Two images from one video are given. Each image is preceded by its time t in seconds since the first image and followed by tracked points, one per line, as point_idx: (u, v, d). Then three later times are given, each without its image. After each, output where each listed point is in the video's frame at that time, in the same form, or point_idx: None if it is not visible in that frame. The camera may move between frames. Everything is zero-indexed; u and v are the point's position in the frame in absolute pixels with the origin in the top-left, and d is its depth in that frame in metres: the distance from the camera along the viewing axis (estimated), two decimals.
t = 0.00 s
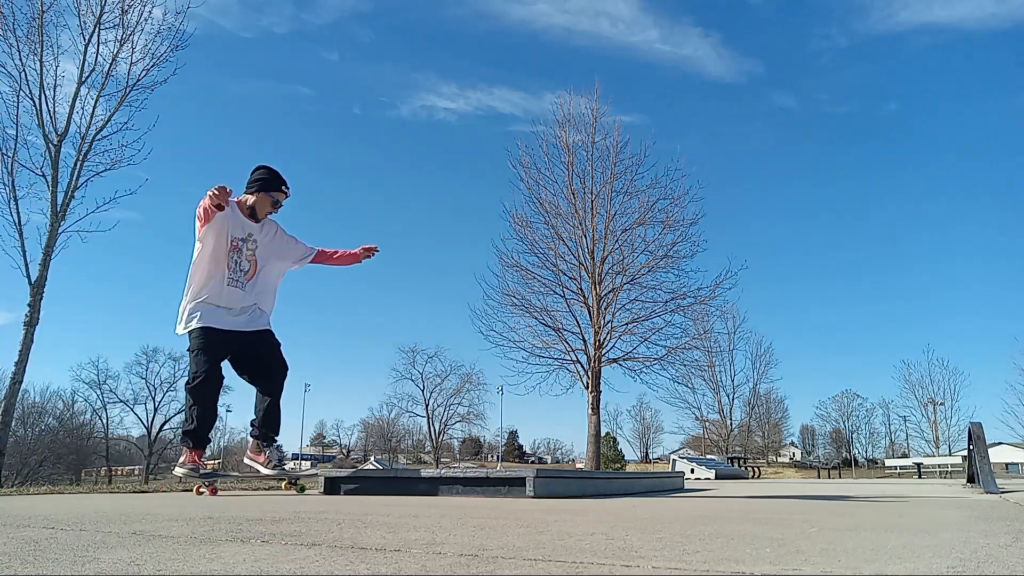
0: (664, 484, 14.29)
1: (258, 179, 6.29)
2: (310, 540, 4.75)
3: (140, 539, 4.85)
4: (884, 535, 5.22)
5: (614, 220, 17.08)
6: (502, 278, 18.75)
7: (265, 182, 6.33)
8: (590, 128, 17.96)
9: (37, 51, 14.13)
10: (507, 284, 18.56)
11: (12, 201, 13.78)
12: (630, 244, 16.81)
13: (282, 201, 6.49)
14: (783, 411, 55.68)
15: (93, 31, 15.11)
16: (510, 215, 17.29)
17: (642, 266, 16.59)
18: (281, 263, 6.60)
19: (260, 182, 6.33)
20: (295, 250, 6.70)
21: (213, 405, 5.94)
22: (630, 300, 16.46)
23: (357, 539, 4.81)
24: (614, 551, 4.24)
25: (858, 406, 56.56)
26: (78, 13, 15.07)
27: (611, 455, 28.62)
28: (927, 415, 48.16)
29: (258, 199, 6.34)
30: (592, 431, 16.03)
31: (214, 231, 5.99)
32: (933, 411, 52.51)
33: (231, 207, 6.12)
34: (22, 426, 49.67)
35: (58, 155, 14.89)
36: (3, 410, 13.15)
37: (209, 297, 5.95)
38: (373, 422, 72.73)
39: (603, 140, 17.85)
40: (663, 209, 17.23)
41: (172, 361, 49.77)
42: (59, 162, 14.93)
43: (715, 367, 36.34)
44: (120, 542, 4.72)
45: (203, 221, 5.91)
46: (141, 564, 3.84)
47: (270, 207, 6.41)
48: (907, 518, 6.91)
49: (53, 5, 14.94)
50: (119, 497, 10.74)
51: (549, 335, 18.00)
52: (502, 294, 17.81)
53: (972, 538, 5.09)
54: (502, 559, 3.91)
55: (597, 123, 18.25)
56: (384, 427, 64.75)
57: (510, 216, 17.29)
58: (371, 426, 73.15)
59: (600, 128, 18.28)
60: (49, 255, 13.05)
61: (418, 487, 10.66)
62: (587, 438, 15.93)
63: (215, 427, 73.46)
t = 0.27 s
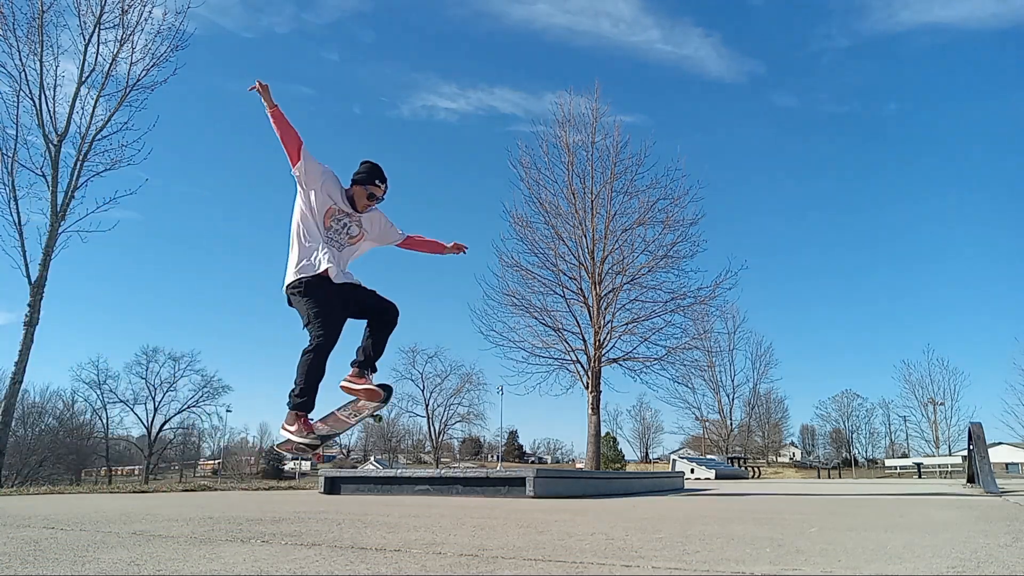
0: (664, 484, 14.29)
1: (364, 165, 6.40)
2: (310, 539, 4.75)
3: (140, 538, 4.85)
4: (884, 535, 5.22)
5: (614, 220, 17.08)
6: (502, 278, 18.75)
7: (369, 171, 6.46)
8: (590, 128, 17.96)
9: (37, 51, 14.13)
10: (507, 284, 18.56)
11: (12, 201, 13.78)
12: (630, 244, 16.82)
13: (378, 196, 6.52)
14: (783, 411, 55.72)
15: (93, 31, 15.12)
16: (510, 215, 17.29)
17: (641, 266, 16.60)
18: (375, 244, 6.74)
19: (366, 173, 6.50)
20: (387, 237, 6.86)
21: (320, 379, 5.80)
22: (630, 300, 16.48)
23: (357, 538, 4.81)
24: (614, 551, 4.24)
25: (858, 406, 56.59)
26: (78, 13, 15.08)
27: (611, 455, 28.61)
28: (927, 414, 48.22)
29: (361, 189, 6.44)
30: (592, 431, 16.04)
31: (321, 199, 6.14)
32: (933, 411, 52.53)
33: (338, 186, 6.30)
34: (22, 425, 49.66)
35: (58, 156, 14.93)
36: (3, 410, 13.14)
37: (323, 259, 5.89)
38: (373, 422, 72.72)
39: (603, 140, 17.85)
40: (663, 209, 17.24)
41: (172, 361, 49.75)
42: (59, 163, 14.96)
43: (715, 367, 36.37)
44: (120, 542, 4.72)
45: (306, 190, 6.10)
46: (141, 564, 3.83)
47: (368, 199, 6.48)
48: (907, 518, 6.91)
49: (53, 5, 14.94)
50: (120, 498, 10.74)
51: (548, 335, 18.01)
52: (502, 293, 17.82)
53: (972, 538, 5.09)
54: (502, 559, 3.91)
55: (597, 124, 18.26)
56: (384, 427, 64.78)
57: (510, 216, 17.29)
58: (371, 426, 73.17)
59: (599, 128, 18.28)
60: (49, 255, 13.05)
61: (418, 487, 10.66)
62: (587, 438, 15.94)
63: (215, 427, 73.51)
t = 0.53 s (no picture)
0: (664, 484, 14.29)
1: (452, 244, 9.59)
2: (310, 539, 4.75)
3: (141, 538, 4.85)
4: (884, 535, 5.22)
5: (614, 220, 17.08)
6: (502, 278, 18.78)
7: (456, 249, 9.67)
8: (590, 128, 17.96)
9: (37, 51, 14.13)
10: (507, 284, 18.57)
11: (12, 201, 13.78)
12: (630, 244, 16.81)
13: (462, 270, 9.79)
14: (783, 411, 55.74)
15: (93, 31, 15.10)
16: (510, 215, 17.29)
17: (642, 266, 16.61)
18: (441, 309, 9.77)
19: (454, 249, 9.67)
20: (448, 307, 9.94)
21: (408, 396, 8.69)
22: (631, 300, 16.48)
23: (357, 538, 4.80)
24: (614, 551, 4.24)
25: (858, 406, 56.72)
26: (79, 13, 15.06)
27: (611, 456, 28.61)
28: (927, 414, 48.23)
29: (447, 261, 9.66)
30: (592, 431, 16.04)
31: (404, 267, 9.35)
32: (934, 411, 52.49)
33: (423, 258, 9.63)
34: (21, 425, 49.77)
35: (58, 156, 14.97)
36: (3, 410, 13.15)
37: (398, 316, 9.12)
38: (373, 422, 72.73)
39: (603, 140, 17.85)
40: (663, 209, 17.26)
41: (172, 362, 49.78)
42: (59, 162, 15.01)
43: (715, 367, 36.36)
44: (120, 542, 4.72)
45: (396, 258, 9.28)
46: (142, 563, 3.83)
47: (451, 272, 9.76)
48: (907, 517, 6.92)
49: (54, 5, 14.92)
50: (119, 497, 10.74)
51: (548, 335, 18.02)
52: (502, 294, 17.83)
53: (972, 538, 5.09)
54: (502, 559, 3.91)
55: (597, 124, 18.26)
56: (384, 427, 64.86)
57: (510, 216, 17.29)
58: (371, 426, 73.23)
59: (599, 128, 18.29)
60: (49, 255, 13.06)
61: (418, 487, 10.65)
62: (587, 438, 15.94)
63: (215, 427, 73.63)
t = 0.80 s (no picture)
0: (664, 484, 14.29)
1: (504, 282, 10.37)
2: (310, 539, 4.75)
3: (141, 538, 4.85)
4: (884, 535, 5.22)
5: (614, 220, 17.08)
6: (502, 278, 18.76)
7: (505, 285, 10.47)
8: (590, 128, 17.97)
9: (37, 51, 14.14)
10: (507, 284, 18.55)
11: (12, 201, 13.77)
12: (630, 244, 16.81)
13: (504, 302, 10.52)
14: (783, 411, 55.77)
15: (94, 31, 15.10)
16: (510, 215, 17.29)
17: (642, 266, 16.60)
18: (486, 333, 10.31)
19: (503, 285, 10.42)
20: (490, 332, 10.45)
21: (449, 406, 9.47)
22: (630, 300, 16.48)
23: (357, 538, 4.80)
24: (614, 551, 4.24)
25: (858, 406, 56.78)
26: (79, 13, 15.05)
27: (611, 455, 28.61)
28: (927, 414, 48.21)
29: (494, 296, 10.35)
30: (592, 431, 16.04)
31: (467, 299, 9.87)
32: (934, 411, 52.46)
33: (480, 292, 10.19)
34: (22, 425, 49.89)
35: (57, 156, 14.99)
36: (3, 410, 13.15)
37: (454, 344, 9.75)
38: (373, 422, 72.81)
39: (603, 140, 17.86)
40: (663, 209, 17.27)
41: (172, 362, 49.87)
42: (59, 162, 15.04)
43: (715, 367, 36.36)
44: (120, 542, 4.72)
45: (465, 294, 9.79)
46: (142, 563, 3.83)
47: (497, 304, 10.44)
48: (907, 518, 6.91)
49: (54, 4, 14.92)
50: (119, 497, 10.73)
51: (548, 335, 18.01)
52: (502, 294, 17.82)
53: (973, 538, 5.09)
54: (502, 559, 3.91)
55: (597, 123, 18.27)
56: (384, 427, 64.99)
57: (510, 216, 17.29)
58: (371, 427, 73.28)
59: (599, 128, 18.29)
60: (49, 255, 13.07)
61: (418, 487, 10.65)
62: (587, 438, 15.94)
63: (215, 427, 73.63)
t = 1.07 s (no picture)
0: (664, 484, 14.30)
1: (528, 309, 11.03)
2: (310, 539, 4.75)
3: (140, 538, 4.85)
4: (884, 535, 5.22)
5: (614, 220, 17.08)
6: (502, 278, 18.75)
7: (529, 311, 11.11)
8: (590, 128, 17.97)
9: (37, 50, 14.12)
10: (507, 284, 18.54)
11: (12, 201, 13.77)
12: (630, 244, 16.82)
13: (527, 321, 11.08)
14: (783, 411, 55.80)
15: (93, 30, 15.08)
16: (510, 215, 17.29)
17: (642, 266, 16.60)
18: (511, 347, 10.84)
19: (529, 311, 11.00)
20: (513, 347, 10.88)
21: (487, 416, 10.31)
22: (630, 300, 16.47)
23: (357, 539, 4.80)
24: (614, 551, 4.24)
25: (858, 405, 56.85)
26: (79, 13, 15.03)
27: (611, 455, 28.62)
28: (928, 415, 48.15)
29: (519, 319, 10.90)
30: (592, 431, 16.04)
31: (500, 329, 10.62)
32: (934, 412, 52.47)
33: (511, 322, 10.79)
34: (22, 425, 49.96)
35: (57, 156, 14.97)
36: (3, 410, 13.16)
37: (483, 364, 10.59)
38: (373, 422, 72.85)
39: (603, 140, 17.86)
40: (663, 209, 17.27)
41: (172, 362, 49.90)
42: (58, 162, 15.02)
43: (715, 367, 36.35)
44: (120, 542, 4.72)
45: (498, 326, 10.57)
46: (142, 563, 3.83)
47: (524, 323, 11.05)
48: (907, 517, 6.91)
49: (54, 4, 14.91)
50: (119, 497, 10.74)
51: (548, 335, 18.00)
52: (502, 294, 17.82)
53: (972, 538, 5.09)
54: (502, 559, 3.91)
55: (597, 123, 18.27)
56: (384, 427, 65.07)
57: (510, 216, 17.29)
58: (371, 427, 73.30)
59: (599, 128, 18.30)
60: (49, 255, 13.07)
61: (418, 487, 10.65)
62: (587, 438, 15.93)
63: (215, 426, 73.61)
